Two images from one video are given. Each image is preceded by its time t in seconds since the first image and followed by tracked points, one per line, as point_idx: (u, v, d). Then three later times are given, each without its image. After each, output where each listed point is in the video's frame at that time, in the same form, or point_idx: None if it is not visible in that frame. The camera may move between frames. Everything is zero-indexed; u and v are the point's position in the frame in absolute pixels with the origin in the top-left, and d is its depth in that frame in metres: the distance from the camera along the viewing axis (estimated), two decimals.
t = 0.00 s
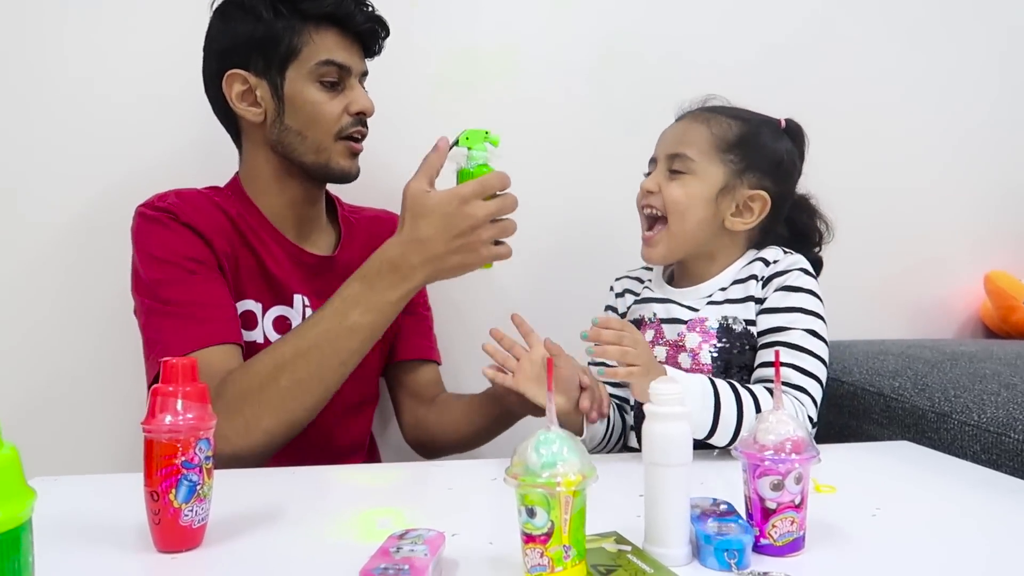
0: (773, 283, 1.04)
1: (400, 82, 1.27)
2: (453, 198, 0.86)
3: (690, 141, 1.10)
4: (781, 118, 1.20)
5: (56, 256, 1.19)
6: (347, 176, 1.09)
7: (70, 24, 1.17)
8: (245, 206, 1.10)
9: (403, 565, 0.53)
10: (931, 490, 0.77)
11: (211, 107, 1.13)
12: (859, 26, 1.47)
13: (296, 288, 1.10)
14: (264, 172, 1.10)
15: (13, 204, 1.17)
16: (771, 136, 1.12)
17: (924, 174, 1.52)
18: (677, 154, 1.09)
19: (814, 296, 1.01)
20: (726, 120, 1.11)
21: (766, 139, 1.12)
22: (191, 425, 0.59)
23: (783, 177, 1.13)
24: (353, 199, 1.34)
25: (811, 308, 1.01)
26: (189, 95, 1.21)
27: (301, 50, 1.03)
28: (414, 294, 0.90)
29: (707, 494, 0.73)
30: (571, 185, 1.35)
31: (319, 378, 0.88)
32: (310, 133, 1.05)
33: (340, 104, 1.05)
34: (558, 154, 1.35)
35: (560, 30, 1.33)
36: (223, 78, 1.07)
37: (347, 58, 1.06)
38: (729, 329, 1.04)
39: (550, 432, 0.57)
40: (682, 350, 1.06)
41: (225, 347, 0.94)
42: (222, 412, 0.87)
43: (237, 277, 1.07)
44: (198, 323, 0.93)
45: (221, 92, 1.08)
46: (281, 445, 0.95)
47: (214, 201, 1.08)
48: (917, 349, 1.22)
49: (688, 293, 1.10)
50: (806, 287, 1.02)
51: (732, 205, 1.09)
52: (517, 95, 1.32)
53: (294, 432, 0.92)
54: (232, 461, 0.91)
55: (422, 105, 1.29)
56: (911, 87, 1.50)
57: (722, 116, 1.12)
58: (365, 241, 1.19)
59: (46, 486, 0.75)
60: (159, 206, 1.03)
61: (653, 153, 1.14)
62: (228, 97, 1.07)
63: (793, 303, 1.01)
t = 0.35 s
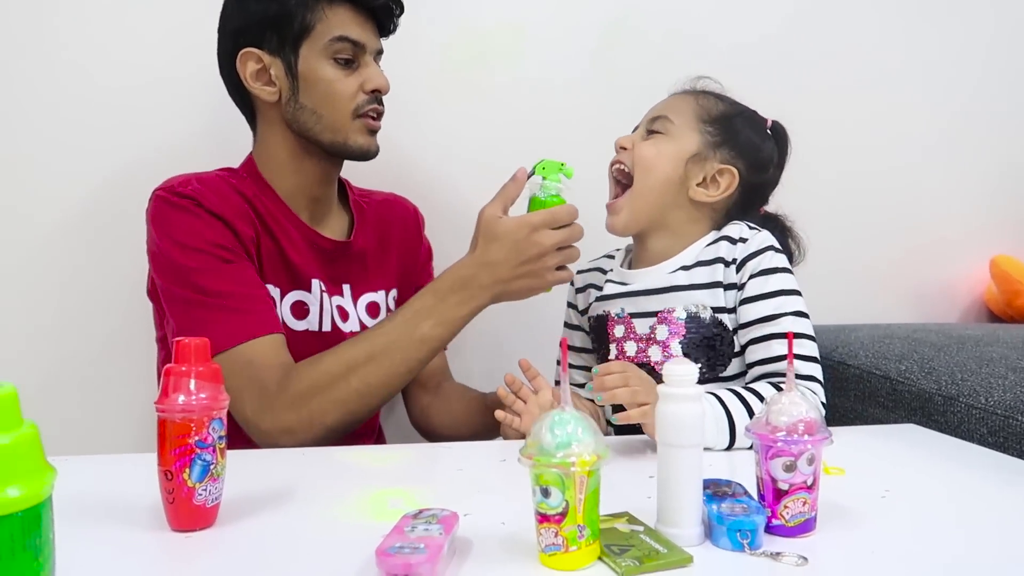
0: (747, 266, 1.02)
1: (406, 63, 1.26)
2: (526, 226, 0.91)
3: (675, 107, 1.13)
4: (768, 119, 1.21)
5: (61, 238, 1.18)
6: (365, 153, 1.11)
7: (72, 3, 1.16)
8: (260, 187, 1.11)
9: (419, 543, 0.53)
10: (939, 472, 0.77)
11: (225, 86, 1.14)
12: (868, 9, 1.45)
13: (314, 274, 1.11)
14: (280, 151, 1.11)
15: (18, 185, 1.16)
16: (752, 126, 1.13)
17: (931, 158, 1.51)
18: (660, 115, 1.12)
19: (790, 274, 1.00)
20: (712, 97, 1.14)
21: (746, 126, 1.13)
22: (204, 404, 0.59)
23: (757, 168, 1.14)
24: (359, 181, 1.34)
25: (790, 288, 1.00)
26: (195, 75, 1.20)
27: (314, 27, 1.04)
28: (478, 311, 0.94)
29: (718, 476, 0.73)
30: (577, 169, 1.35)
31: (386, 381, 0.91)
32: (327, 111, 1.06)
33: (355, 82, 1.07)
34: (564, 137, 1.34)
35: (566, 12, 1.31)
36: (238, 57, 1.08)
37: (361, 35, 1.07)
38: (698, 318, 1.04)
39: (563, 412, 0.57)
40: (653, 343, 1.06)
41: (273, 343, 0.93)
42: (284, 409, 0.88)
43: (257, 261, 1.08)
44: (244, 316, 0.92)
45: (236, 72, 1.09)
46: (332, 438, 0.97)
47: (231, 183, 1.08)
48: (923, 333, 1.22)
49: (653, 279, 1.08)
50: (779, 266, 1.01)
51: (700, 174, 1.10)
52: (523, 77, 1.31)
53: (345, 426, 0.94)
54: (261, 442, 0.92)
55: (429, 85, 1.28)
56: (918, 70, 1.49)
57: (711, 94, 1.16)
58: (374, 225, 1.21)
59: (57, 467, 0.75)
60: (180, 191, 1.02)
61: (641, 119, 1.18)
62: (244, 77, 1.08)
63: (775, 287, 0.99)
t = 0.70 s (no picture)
0: (738, 266, 1.02)
1: (409, 59, 1.26)
2: (533, 223, 0.93)
3: (659, 104, 1.12)
4: (757, 116, 1.20)
5: (66, 234, 1.18)
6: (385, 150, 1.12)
7: None
8: (271, 183, 1.11)
9: (426, 539, 0.53)
10: (945, 468, 0.77)
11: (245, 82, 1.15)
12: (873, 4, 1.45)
13: (323, 272, 1.11)
14: (299, 147, 1.12)
15: (23, 181, 1.16)
16: (739, 123, 1.12)
17: (935, 154, 1.51)
18: (644, 112, 1.12)
19: (780, 271, 1.00)
20: (697, 93, 1.14)
21: (733, 122, 1.12)
22: (212, 400, 0.59)
23: (744, 165, 1.13)
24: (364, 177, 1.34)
25: (782, 286, 1.00)
26: (199, 70, 1.19)
27: (335, 22, 1.05)
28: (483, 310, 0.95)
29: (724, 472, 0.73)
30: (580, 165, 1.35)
31: (390, 378, 0.91)
32: (348, 107, 1.08)
33: (375, 77, 1.08)
34: (568, 133, 1.34)
35: (570, 7, 1.31)
36: (259, 54, 1.09)
37: (381, 30, 1.08)
38: (684, 318, 1.04)
39: (571, 408, 0.58)
40: (640, 344, 1.06)
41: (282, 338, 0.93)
42: (288, 406, 0.88)
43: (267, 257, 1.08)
44: (253, 311, 0.93)
45: (257, 68, 1.10)
46: (337, 436, 0.96)
47: (241, 179, 1.08)
48: (928, 328, 1.22)
49: (639, 279, 1.08)
50: (769, 264, 1.01)
51: (685, 172, 1.09)
52: (527, 73, 1.31)
53: (349, 423, 0.93)
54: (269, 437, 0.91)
55: (433, 81, 1.27)
56: (923, 66, 1.49)
57: (697, 90, 1.15)
58: (384, 223, 1.22)
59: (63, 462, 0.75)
60: (191, 185, 1.03)
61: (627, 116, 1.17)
62: (264, 73, 1.09)
63: (767, 286, 0.99)
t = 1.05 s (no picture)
0: (747, 263, 1.02)
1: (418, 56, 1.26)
2: (543, 221, 0.93)
3: (666, 102, 1.12)
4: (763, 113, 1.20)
5: (78, 232, 1.19)
6: (398, 154, 1.12)
7: None
8: (285, 181, 1.11)
9: (437, 535, 0.53)
10: (954, 466, 0.77)
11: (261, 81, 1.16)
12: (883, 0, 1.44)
13: (335, 270, 1.12)
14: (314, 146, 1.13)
15: (35, 180, 1.17)
16: (746, 120, 1.12)
17: (946, 150, 1.50)
18: (651, 110, 1.11)
19: (790, 268, 1.00)
20: (704, 91, 1.13)
21: (740, 120, 1.12)
22: (223, 398, 0.59)
23: (752, 163, 1.13)
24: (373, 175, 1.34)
25: (791, 282, 0.99)
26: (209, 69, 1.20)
27: (352, 22, 1.06)
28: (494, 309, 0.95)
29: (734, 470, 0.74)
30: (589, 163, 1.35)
31: (401, 377, 0.91)
32: (363, 106, 1.08)
33: (391, 77, 1.08)
34: (576, 131, 1.34)
35: (578, 5, 1.31)
36: (275, 53, 1.09)
37: (398, 29, 1.08)
38: (692, 315, 1.04)
39: (580, 406, 0.58)
40: (649, 342, 1.06)
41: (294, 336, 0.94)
42: (300, 405, 0.89)
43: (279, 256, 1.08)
44: (265, 309, 0.93)
45: (273, 67, 1.11)
46: (349, 433, 0.97)
47: (254, 177, 1.09)
48: (938, 326, 1.22)
49: (647, 277, 1.08)
50: (778, 261, 1.01)
51: (693, 170, 1.09)
52: (535, 71, 1.31)
53: (360, 422, 0.94)
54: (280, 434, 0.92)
55: (442, 79, 1.27)
56: (934, 62, 1.48)
57: (703, 87, 1.14)
58: (397, 221, 1.22)
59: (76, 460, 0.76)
60: (205, 183, 1.03)
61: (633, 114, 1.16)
62: (281, 72, 1.10)
63: (776, 283, 0.99)
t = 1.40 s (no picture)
0: (749, 260, 1.02)
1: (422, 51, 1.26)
2: (546, 217, 0.93)
3: (667, 97, 1.11)
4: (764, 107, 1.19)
5: (83, 227, 1.19)
6: (405, 153, 1.12)
7: None
8: (291, 176, 1.11)
9: (441, 530, 0.54)
10: (956, 462, 0.77)
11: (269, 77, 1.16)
12: None
13: (339, 267, 1.12)
14: (322, 142, 1.13)
15: (40, 176, 1.17)
16: (746, 115, 1.12)
17: (950, 146, 1.50)
18: (651, 106, 1.11)
19: (792, 265, 1.00)
20: (704, 86, 1.13)
21: (741, 115, 1.12)
22: (228, 392, 0.60)
23: (753, 158, 1.13)
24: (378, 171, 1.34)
25: (794, 278, 0.99)
26: (213, 63, 1.20)
27: (360, 18, 1.06)
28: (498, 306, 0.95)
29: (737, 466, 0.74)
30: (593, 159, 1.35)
31: (405, 374, 0.91)
32: (371, 103, 1.08)
33: (399, 74, 1.08)
34: (580, 127, 1.34)
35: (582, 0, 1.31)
36: (283, 49, 1.09)
37: (406, 26, 1.08)
38: (694, 312, 1.05)
39: (584, 401, 0.58)
40: (652, 338, 1.06)
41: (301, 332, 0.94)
42: (305, 402, 0.89)
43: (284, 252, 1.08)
44: (269, 306, 0.93)
45: (281, 63, 1.11)
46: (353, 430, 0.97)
47: (260, 173, 1.09)
48: (942, 322, 1.21)
49: (650, 273, 1.08)
50: (781, 257, 1.01)
51: (694, 166, 1.09)
52: (539, 66, 1.30)
53: (365, 419, 0.94)
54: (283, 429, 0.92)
55: (445, 74, 1.27)
56: (939, 57, 1.47)
57: (703, 82, 1.14)
58: (401, 217, 1.22)
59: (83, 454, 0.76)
60: (210, 178, 1.04)
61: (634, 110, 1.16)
62: (288, 68, 1.10)
63: (779, 280, 0.99)
